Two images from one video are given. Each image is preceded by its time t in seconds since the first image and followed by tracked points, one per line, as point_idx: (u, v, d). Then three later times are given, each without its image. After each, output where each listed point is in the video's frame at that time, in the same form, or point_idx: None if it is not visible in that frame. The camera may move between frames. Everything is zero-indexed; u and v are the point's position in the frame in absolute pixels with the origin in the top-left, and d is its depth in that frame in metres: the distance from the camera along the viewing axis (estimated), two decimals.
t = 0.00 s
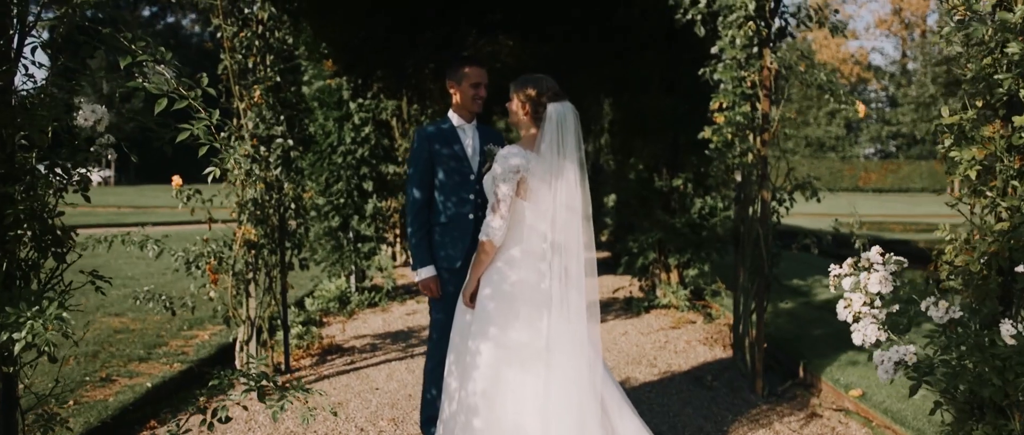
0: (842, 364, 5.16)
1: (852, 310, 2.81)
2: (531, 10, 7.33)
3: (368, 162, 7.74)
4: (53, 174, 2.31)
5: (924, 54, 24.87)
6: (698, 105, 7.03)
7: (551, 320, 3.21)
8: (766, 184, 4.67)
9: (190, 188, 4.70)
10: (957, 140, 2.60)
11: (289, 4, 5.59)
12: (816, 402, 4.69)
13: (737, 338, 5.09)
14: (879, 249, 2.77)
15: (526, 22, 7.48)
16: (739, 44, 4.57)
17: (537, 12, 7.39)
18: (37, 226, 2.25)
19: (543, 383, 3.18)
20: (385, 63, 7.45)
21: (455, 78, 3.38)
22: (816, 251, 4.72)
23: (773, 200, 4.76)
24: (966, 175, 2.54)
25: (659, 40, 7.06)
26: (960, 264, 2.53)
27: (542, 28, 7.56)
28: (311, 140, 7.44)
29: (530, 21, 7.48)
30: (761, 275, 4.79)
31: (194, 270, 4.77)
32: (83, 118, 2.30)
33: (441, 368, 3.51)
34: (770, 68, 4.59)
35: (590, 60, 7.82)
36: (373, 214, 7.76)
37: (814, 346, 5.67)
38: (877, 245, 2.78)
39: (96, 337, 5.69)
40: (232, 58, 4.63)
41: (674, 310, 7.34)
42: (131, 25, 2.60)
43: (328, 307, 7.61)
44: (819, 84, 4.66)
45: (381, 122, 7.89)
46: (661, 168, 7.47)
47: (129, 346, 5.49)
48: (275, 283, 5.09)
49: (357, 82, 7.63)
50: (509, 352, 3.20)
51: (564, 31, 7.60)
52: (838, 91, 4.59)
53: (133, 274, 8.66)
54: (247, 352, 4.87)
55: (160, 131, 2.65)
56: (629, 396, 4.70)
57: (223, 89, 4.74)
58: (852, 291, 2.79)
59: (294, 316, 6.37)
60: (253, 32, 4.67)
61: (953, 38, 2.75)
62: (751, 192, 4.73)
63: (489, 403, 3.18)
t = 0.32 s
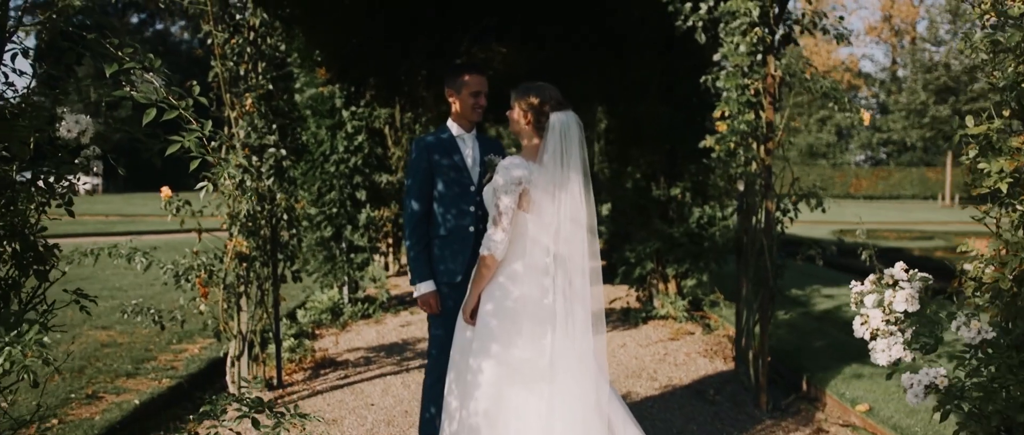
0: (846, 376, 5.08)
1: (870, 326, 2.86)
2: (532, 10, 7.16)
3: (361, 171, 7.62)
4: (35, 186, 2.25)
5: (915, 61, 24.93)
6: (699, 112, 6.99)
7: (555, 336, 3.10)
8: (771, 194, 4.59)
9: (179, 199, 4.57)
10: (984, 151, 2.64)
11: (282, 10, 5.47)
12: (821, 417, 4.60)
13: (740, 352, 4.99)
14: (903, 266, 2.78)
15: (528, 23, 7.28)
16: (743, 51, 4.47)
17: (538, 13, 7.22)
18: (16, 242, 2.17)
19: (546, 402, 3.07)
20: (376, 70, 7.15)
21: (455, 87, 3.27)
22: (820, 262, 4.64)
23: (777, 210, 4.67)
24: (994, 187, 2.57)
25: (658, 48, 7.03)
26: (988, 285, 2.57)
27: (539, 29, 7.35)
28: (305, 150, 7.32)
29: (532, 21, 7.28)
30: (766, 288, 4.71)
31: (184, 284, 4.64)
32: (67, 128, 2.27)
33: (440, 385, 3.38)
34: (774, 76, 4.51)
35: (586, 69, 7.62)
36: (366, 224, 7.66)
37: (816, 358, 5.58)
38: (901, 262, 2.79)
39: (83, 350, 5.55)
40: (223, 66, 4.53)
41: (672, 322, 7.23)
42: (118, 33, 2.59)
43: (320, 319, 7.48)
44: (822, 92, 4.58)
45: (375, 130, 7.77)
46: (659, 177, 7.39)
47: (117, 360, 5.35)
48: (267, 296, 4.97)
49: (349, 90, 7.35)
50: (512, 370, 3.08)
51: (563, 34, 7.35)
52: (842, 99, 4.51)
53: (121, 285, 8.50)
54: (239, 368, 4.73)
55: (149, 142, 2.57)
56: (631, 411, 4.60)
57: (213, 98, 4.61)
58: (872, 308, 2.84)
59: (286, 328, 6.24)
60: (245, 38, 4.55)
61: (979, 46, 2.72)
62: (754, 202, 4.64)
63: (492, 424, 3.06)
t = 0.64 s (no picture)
0: (851, 389, 4.98)
1: (890, 341, 2.79)
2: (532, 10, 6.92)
3: (354, 180, 7.51)
4: (17, 197, 2.23)
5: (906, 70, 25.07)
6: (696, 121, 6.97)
7: (560, 352, 2.99)
8: (776, 203, 4.50)
9: (169, 210, 4.44)
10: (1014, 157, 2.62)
11: (274, 16, 5.37)
12: (828, 431, 4.49)
13: (743, 365, 4.88)
14: (931, 282, 2.76)
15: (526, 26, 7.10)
16: (749, 57, 4.39)
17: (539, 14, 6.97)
18: None
19: (551, 421, 2.95)
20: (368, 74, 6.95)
21: (455, 93, 3.16)
22: (826, 272, 4.54)
23: (782, 220, 4.57)
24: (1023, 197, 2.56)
25: (654, 57, 6.88)
26: None
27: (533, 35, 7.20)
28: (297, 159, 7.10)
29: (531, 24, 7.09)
30: (770, 300, 4.61)
31: (173, 297, 4.50)
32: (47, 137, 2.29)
33: (441, 403, 3.26)
34: (779, 83, 4.45)
35: (586, 71, 7.38)
36: (360, 234, 7.54)
37: (820, 370, 5.48)
38: (928, 277, 2.78)
39: (69, 365, 5.39)
40: (213, 72, 4.32)
41: (671, 332, 7.13)
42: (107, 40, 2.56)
43: (312, 331, 7.34)
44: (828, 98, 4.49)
45: (368, 139, 7.65)
46: (656, 186, 7.31)
47: (104, 375, 5.20)
48: (259, 309, 4.85)
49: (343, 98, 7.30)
50: (516, 387, 2.96)
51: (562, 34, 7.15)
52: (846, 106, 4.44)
53: (109, 297, 8.33)
54: (230, 384, 4.50)
55: (136, 153, 2.48)
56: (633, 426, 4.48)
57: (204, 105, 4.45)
58: (896, 323, 2.77)
59: (279, 340, 6.11)
60: (237, 44, 4.42)
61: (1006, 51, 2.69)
62: (759, 211, 4.56)
63: None
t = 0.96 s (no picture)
0: (856, 401, 4.88)
1: (912, 358, 2.78)
2: (532, 13, 6.60)
3: (347, 188, 7.40)
4: None
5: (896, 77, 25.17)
6: (695, 129, 6.90)
7: (566, 370, 2.89)
8: (781, 213, 4.41)
9: (158, 220, 4.31)
10: None
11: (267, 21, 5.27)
12: None
13: (746, 378, 4.78)
14: (964, 300, 2.65)
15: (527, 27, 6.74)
16: (754, 63, 4.30)
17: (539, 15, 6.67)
18: None
19: None
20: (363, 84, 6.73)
21: (455, 98, 3.04)
22: (832, 283, 4.44)
23: (787, 229, 4.47)
24: None
25: (655, 69, 6.81)
26: None
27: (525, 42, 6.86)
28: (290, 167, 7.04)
29: (532, 25, 6.73)
30: (775, 311, 4.51)
31: (161, 310, 4.37)
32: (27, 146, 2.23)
33: (441, 420, 3.14)
34: (785, 89, 4.34)
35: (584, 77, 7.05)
36: (353, 243, 7.44)
37: (824, 382, 5.39)
38: (960, 292, 2.68)
39: (55, 378, 5.25)
40: (204, 79, 4.21)
41: (669, 342, 7.09)
42: (95, 45, 2.47)
43: (304, 342, 7.22)
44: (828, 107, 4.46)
45: (362, 147, 7.54)
46: (654, 195, 7.24)
47: (90, 390, 5.05)
48: (251, 322, 4.72)
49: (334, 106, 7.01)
50: (521, 406, 2.85)
51: (561, 37, 6.79)
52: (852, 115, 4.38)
53: (95, 307, 8.17)
54: (221, 399, 4.39)
55: (123, 163, 2.38)
56: None
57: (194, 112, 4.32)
58: (921, 339, 2.74)
59: (270, 352, 5.98)
60: (229, 49, 4.28)
61: None
62: (763, 221, 4.47)
63: None
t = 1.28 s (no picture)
0: (860, 413, 4.79)
1: (935, 376, 2.71)
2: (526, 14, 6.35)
3: (338, 195, 7.28)
4: None
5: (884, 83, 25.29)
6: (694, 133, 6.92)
7: (574, 386, 2.77)
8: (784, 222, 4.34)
9: (146, 230, 4.17)
10: None
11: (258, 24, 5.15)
12: None
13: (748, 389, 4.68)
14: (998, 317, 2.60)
15: (528, 27, 6.46)
16: (758, 69, 4.19)
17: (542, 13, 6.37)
18: None
19: None
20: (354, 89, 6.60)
21: (455, 104, 2.93)
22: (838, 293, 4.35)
23: (790, 238, 4.39)
24: None
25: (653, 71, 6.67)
26: None
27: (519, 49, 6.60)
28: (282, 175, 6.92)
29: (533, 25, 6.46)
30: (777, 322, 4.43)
31: (148, 322, 4.23)
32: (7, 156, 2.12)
33: None
34: (789, 96, 4.28)
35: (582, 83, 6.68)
36: (344, 251, 7.31)
37: (826, 393, 5.30)
38: (994, 310, 2.62)
39: (37, 392, 5.09)
40: (193, 84, 4.08)
41: (666, 352, 7.04)
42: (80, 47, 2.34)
43: (295, 352, 7.08)
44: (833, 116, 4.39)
45: (354, 154, 7.42)
46: (652, 202, 7.26)
47: (74, 404, 4.89)
48: (241, 334, 4.59)
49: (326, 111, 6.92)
50: (527, 424, 2.73)
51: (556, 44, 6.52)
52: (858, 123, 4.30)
53: (79, 317, 8.00)
54: (211, 414, 4.28)
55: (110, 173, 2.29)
56: None
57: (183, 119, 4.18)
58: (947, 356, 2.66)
59: (260, 363, 5.84)
60: (219, 54, 4.17)
61: None
62: (767, 230, 4.38)
63: None
